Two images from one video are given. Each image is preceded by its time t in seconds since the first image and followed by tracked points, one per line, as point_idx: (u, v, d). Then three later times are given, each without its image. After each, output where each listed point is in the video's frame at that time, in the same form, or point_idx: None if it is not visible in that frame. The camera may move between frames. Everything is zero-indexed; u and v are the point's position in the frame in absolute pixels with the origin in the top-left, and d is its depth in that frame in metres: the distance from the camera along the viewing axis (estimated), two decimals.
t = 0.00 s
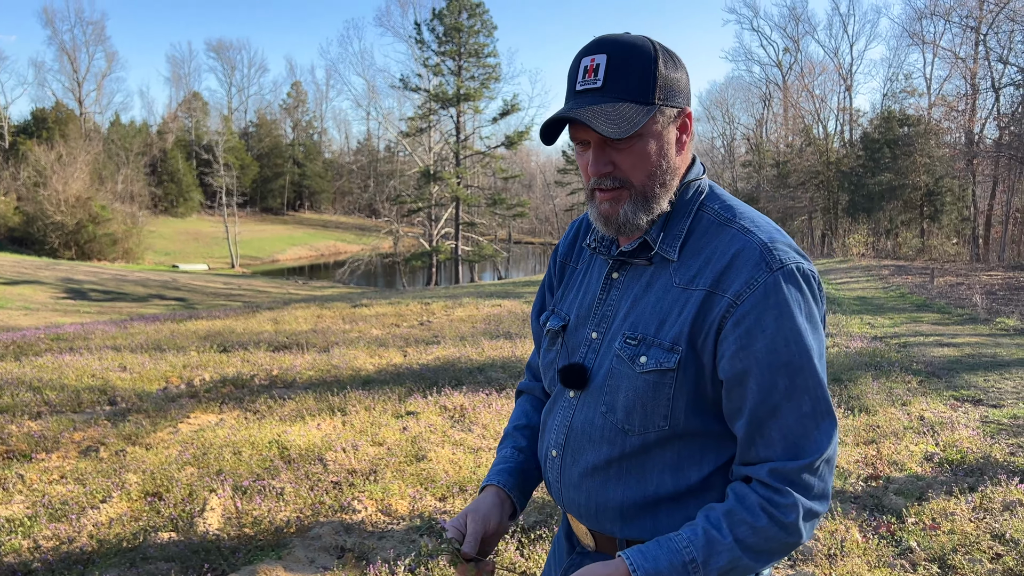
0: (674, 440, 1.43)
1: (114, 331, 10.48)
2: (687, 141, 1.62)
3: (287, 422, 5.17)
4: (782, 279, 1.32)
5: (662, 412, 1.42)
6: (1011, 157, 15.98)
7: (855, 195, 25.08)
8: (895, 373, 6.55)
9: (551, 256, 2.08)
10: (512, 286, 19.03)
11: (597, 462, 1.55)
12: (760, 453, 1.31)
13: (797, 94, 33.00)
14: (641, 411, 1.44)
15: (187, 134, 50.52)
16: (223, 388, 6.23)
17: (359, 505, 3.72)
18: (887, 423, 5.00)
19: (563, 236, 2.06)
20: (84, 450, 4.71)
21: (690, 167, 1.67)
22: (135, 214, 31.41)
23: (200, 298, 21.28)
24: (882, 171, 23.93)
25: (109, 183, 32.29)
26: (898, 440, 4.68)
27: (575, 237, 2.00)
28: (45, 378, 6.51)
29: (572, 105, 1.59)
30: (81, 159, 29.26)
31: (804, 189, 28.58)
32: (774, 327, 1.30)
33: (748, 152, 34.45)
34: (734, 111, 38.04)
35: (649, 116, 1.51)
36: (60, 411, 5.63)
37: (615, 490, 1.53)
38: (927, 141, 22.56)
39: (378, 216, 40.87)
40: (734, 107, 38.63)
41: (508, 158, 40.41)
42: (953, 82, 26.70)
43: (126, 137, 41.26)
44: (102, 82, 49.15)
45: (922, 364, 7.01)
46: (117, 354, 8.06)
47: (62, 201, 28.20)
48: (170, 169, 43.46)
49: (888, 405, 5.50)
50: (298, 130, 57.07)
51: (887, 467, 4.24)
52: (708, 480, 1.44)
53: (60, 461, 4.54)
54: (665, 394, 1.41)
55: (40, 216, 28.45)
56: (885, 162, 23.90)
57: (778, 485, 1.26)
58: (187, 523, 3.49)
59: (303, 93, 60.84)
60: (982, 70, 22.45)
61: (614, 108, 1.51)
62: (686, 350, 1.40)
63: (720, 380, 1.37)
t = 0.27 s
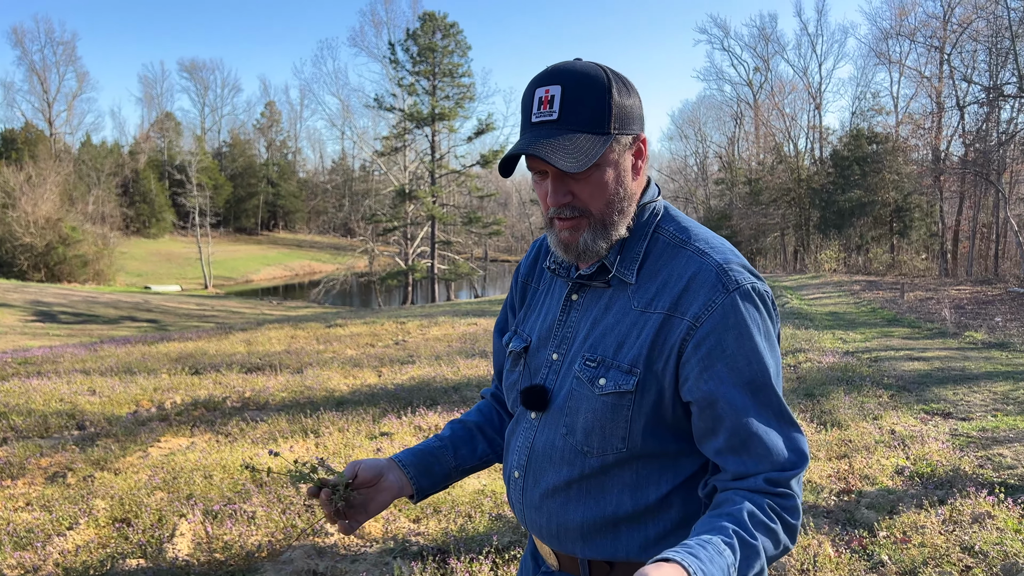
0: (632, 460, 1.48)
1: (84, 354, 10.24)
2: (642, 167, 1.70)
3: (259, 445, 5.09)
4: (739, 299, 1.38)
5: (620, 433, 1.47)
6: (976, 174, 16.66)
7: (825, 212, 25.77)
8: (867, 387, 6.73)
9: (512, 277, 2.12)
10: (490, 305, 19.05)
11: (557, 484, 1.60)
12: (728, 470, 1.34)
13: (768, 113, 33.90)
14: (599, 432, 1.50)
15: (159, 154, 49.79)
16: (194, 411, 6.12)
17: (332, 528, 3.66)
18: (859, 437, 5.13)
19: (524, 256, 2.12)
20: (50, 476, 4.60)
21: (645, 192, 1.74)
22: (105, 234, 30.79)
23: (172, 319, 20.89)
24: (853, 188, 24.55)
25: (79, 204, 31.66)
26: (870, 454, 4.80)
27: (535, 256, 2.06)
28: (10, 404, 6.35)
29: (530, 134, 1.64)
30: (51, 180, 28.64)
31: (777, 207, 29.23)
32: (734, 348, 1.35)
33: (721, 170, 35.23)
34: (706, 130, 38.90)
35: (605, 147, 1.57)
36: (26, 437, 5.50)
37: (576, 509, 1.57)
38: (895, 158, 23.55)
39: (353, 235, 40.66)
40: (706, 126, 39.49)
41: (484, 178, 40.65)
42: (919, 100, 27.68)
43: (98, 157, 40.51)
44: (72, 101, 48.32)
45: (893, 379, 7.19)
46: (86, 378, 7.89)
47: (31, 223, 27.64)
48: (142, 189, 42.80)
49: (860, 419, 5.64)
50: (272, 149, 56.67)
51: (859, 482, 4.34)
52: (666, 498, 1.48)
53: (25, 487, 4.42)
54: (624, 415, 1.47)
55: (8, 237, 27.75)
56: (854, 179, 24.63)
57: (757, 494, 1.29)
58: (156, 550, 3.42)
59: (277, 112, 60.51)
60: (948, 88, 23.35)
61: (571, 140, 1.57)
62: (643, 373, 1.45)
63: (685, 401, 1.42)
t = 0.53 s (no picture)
0: (606, 472, 1.51)
1: (60, 369, 10.04)
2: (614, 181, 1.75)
3: (238, 459, 5.03)
4: (712, 311, 1.43)
5: (596, 445, 1.51)
6: (951, 184, 17.19)
7: (805, 223, 26.32)
8: (846, 396, 6.85)
9: (484, 291, 2.15)
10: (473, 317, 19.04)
11: (532, 497, 1.62)
12: (710, 484, 1.37)
13: (747, 124, 34.57)
14: (575, 445, 1.53)
15: (137, 166, 49.13)
16: (172, 425, 6.02)
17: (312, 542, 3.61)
18: (838, 446, 5.22)
19: (495, 270, 2.15)
20: (24, 492, 4.51)
21: (616, 206, 1.79)
22: (83, 247, 30.27)
23: (151, 333, 20.55)
24: (831, 199, 25.25)
25: (56, 217, 31.14)
26: (849, 463, 4.88)
27: (506, 270, 2.09)
28: None
29: (505, 152, 1.67)
30: (28, 193, 28.13)
31: (756, 217, 29.65)
32: (710, 359, 1.39)
33: (701, 181, 35.78)
34: (685, 141, 39.48)
35: (579, 162, 1.61)
36: None
37: (551, 523, 1.59)
38: (873, 169, 24.19)
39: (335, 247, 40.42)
40: (686, 138, 40.08)
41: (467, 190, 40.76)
42: (894, 112, 28.47)
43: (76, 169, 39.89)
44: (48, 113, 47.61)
45: (872, 388, 7.33)
46: (62, 393, 7.75)
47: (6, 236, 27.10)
48: (121, 202, 42.26)
49: (839, 428, 5.74)
50: (253, 161, 56.25)
51: (838, 490, 4.41)
52: (640, 508, 1.51)
53: None
54: (599, 428, 1.50)
55: None
56: (833, 190, 25.15)
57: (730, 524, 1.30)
58: (132, 568, 3.37)
59: (257, 124, 60.15)
60: (922, 99, 24.08)
61: (544, 156, 1.60)
62: (619, 385, 1.49)
63: (662, 413, 1.45)
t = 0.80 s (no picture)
0: (586, 478, 1.53)
1: (38, 377, 9.85)
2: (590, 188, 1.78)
3: (219, 467, 4.97)
4: (693, 316, 1.47)
5: (577, 450, 1.53)
6: (930, 190, 17.59)
7: (787, 228, 26.67)
8: (828, 400, 6.95)
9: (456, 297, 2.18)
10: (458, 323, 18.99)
11: (510, 505, 1.63)
12: (698, 486, 1.41)
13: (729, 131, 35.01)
14: (556, 451, 1.55)
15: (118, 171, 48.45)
16: (152, 433, 5.93)
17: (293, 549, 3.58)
18: (820, 450, 5.30)
19: (468, 277, 2.17)
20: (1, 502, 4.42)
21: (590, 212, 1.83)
22: (63, 254, 29.77)
23: (133, 340, 20.24)
24: (812, 204, 25.55)
25: (36, 224, 30.62)
26: (831, 467, 4.95)
27: (480, 276, 2.11)
28: None
29: (485, 157, 1.68)
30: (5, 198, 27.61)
31: (739, 223, 29.97)
32: (692, 364, 1.43)
33: (685, 187, 36.16)
34: (669, 148, 39.91)
35: (557, 168, 1.63)
36: None
37: (531, 530, 1.60)
38: (854, 175, 24.66)
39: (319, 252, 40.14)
40: (669, 144, 40.48)
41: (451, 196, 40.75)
42: (874, 118, 29.04)
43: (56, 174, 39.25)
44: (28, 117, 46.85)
45: (853, 392, 7.44)
46: (40, 401, 7.61)
47: None
48: (103, 208, 41.70)
49: (821, 431, 5.83)
50: (236, 166, 55.74)
51: (820, 494, 4.47)
52: (618, 511, 1.54)
53: None
54: (581, 432, 1.52)
55: None
56: (814, 196, 25.55)
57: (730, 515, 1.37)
58: None
59: (239, 129, 59.65)
60: (901, 106, 24.61)
61: (521, 162, 1.62)
62: (600, 391, 1.51)
63: (645, 418, 1.48)
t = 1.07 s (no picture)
0: (582, 478, 1.54)
1: (20, 381, 9.70)
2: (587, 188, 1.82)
3: (204, 471, 4.93)
4: (691, 312, 1.52)
5: (574, 448, 1.54)
6: (915, 192, 17.90)
7: (773, 230, 26.81)
8: (814, 402, 7.04)
9: (443, 298, 2.17)
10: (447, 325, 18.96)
11: (503, 508, 1.63)
12: (695, 482, 1.45)
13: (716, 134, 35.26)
14: (552, 450, 1.55)
15: (102, 173, 47.80)
16: (136, 437, 5.85)
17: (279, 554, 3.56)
18: (807, 451, 5.36)
19: (454, 276, 2.17)
20: None
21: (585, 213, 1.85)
22: (46, 256, 29.33)
23: (116, 342, 19.97)
24: (798, 207, 25.73)
25: (17, 227, 30.13)
26: (817, 468, 5.02)
27: (467, 276, 2.12)
28: None
29: (492, 146, 1.66)
30: None
31: (725, 225, 30.22)
32: (689, 361, 1.48)
33: (671, 189, 36.39)
34: (655, 151, 40.15)
35: (565, 161, 1.65)
36: None
37: (524, 532, 1.60)
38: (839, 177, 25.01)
39: (305, 255, 39.85)
40: (656, 147, 40.74)
41: (439, 198, 40.68)
42: (858, 121, 29.46)
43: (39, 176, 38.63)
44: (8, 117, 46.09)
45: (839, 393, 7.54)
46: (22, 405, 7.48)
47: None
48: (86, 210, 41.12)
49: (807, 433, 5.90)
50: (221, 168, 55.23)
51: (807, 495, 4.53)
52: (611, 512, 1.55)
53: None
54: (578, 432, 1.54)
55: None
56: (800, 198, 25.82)
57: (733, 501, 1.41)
58: None
59: (225, 131, 59.15)
60: (886, 109, 25.03)
61: (534, 150, 1.62)
62: (599, 389, 1.54)
63: (643, 416, 1.50)
